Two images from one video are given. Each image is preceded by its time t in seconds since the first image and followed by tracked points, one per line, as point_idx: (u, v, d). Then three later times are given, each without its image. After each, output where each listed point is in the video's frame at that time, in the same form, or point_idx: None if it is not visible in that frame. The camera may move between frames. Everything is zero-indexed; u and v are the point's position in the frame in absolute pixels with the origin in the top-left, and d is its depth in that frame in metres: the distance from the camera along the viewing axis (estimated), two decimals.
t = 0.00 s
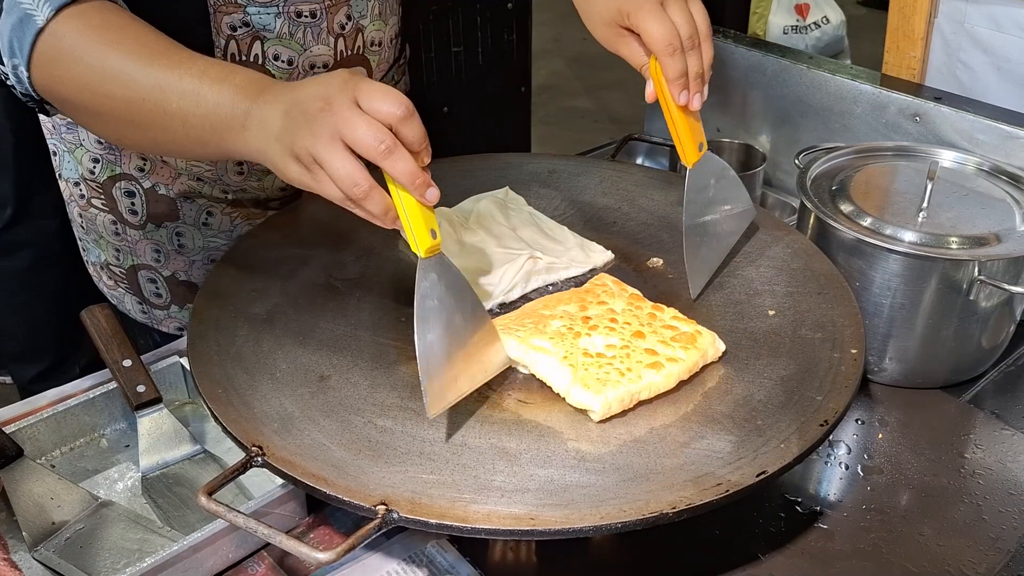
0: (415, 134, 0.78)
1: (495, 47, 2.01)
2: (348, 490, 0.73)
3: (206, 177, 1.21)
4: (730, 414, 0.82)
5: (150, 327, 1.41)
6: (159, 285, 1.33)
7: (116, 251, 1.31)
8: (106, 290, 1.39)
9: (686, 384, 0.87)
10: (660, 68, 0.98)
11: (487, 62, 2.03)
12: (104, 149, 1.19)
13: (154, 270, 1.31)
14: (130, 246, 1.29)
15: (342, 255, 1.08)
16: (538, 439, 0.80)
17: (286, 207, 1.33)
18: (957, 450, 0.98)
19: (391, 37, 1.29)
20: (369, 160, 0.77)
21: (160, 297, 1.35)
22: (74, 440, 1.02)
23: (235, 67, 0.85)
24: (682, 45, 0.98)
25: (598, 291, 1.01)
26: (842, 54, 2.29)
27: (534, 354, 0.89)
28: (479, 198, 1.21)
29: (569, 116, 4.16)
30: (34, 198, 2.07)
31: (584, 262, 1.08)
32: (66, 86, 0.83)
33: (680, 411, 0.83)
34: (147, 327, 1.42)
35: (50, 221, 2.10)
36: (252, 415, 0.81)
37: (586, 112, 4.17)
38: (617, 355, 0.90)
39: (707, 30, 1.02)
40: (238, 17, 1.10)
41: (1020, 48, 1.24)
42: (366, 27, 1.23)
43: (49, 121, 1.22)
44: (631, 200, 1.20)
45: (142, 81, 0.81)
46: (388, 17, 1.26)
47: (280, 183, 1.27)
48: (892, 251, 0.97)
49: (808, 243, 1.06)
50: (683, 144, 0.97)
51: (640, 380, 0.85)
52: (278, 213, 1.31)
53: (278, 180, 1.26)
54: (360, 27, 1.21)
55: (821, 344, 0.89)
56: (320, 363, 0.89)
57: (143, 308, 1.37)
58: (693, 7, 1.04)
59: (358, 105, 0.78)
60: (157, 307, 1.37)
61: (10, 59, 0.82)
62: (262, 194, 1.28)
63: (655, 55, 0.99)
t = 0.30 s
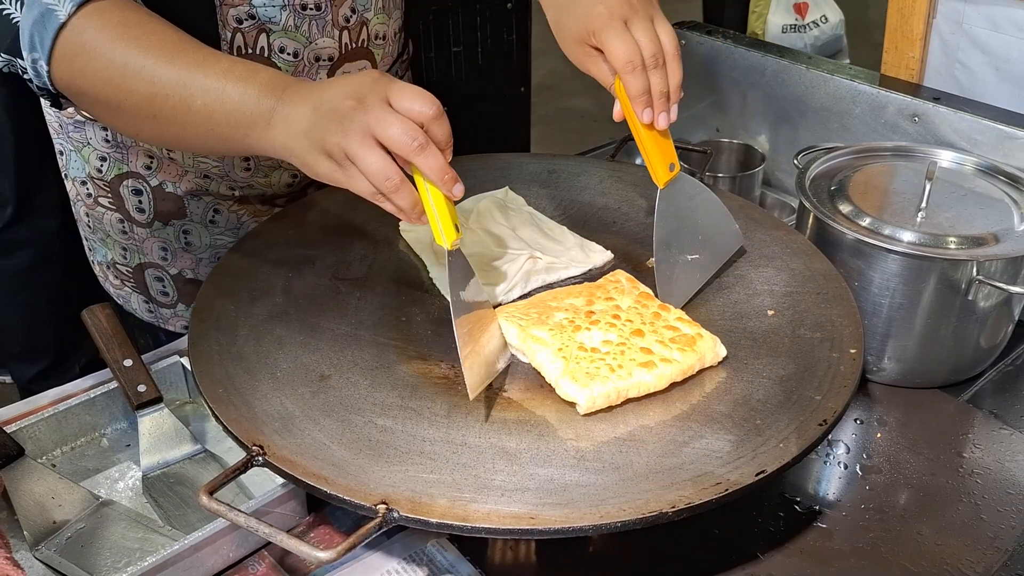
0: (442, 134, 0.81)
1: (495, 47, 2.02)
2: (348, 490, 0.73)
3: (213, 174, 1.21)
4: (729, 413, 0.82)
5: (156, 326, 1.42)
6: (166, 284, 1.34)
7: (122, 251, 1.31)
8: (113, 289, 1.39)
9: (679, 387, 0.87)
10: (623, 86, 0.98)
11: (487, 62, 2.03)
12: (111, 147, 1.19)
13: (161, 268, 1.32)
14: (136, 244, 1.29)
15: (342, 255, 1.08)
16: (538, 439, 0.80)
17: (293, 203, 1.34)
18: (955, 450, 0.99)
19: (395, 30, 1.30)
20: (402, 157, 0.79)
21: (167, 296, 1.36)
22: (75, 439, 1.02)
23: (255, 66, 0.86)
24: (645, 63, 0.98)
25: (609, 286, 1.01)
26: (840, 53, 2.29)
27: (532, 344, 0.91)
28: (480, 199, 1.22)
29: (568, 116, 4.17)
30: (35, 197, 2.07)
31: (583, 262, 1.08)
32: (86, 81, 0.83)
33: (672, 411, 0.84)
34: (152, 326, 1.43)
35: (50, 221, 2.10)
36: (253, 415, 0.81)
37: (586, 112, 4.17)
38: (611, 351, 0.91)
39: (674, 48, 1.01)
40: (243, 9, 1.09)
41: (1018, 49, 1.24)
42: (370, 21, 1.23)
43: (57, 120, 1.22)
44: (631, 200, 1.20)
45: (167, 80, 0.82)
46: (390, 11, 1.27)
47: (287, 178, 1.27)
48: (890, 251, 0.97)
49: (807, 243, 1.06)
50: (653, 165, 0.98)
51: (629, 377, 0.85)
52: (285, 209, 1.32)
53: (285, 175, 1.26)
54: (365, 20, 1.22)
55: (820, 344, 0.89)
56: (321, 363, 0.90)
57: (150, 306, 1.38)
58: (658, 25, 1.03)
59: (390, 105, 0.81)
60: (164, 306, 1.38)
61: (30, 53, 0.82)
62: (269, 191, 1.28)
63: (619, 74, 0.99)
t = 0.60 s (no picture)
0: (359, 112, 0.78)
1: (495, 46, 2.02)
2: (349, 488, 0.74)
3: (230, 167, 1.24)
4: (729, 412, 0.83)
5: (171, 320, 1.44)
6: (181, 277, 1.37)
7: (139, 243, 1.34)
8: (128, 282, 1.41)
9: (678, 385, 0.87)
10: None
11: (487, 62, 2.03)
12: (129, 141, 1.22)
13: (177, 261, 1.35)
14: (153, 237, 1.32)
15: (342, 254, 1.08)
16: (538, 438, 0.81)
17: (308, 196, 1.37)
18: (954, 449, 0.99)
19: (409, 23, 1.29)
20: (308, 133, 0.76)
21: (182, 289, 1.38)
22: (77, 438, 1.03)
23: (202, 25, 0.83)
24: None
25: (609, 285, 1.01)
26: (841, 53, 2.30)
27: (532, 344, 0.91)
28: (480, 198, 1.21)
29: (568, 115, 4.17)
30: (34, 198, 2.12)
31: (583, 261, 1.09)
32: (40, 53, 0.84)
33: (671, 411, 0.84)
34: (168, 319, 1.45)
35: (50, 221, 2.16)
36: (254, 413, 0.82)
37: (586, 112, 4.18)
38: (610, 350, 0.91)
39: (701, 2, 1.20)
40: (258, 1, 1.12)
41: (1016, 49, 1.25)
42: (382, 12, 1.23)
43: (76, 115, 1.25)
44: (630, 199, 1.20)
45: (112, 39, 0.81)
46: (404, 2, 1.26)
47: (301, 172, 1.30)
48: (889, 251, 0.98)
49: (806, 243, 1.06)
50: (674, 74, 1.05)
51: (628, 376, 0.86)
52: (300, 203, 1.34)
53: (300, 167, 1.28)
54: (377, 11, 1.22)
55: (819, 343, 0.90)
56: (322, 362, 0.90)
57: (164, 300, 1.41)
58: None
59: (306, 75, 0.77)
60: (179, 299, 1.40)
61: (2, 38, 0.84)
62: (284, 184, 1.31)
63: None
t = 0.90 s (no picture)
0: (291, 106, 0.86)
1: (494, 46, 2.02)
2: (348, 488, 0.74)
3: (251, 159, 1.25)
4: (727, 413, 0.83)
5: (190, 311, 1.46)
6: (200, 266, 1.39)
7: (161, 233, 1.37)
8: (150, 271, 1.44)
9: (675, 386, 0.88)
10: None
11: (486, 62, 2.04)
12: (155, 131, 1.25)
13: (197, 251, 1.37)
14: (175, 227, 1.35)
15: (342, 255, 1.09)
16: (536, 438, 0.81)
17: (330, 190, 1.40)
18: (951, 449, 0.99)
19: (428, 16, 1.31)
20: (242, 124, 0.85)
21: (200, 279, 1.41)
22: (76, 438, 1.03)
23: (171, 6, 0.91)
24: None
25: (607, 285, 1.02)
26: (841, 53, 2.31)
27: (530, 344, 0.91)
28: (478, 198, 1.22)
29: (567, 115, 4.17)
30: (36, 199, 2.12)
31: (581, 262, 1.09)
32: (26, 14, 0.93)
33: (668, 411, 0.84)
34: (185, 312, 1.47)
35: (52, 221, 2.17)
36: (254, 413, 0.82)
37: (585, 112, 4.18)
38: (608, 350, 0.91)
39: None
40: None
41: (1014, 50, 1.25)
42: (400, 3, 1.25)
43: (106, 105, 1.28)
44: (628, 200, 1.20)
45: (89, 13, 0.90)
46: None
47: (321, 161, 1.33)
48: (886, 252, 0.98)
49: (804, 243, 1.06)
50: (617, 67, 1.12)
51: (625, 376, 0.86)
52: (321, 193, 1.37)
53: (320, 159, 1.33)
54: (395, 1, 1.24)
55: (816, 343, 0.90)
56: (321, 362, 0.90)
57: (184, 290, 1.43)
58: None
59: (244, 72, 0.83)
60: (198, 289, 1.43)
61: None
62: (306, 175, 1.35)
63: None
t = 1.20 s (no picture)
0: (293, 103, 0.85)
1: (494, 46, 2.02)
2: (347, 486, 0.74)
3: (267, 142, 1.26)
4: (726, 411, 0.83)
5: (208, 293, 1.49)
6: (216, 249, 1.41)
7: (182, 214, 1.40)
8: (174, 253, 1.48)
9: (673, 384, 0.88)
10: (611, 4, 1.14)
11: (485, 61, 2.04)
12: (178, 114, 1.27)
13: (214, 233, 1.39)
14: (193, 208, 1.37)
15: (341, 254, 1.09)
16: (535, 436, 0.81)
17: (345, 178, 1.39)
18: (950, 448, 0.99)
19: (443, 4, 1.31)
20: (245, 124, 0.85)
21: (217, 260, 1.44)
22: (75, 436, 1.03)
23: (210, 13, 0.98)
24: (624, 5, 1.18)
25: (606, 284, 1.02)
26: (839, 53, 2.31)
27: (529, 343, 0.91)
28: (477, 197, 1.22)
29: (567, 115, 4.18)
30: (34, 198, 2.23)
31: (580, 261, 1.09)
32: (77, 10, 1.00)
33: (666, 410, 0.84)
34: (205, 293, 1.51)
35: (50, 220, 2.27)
36: (253, 412, 0.82)
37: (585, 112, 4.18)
38: (607, 349, 0.91)
39: None
40: None
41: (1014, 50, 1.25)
42: None
43: (135, 88, 1.31)
44: (627, 199, 1.20)
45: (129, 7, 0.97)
46: None
47: (336, 147, 1.33)
48: (885, 251, 0.98)
49: (803, 242, 1.06)
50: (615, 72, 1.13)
51: (624, 375, 0.86)
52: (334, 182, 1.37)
53: (333, 144, 1.32)
54: None
55: (815, 342, 0.90)
56: (320, 361, 0.90)
57: (202, 271, 1.46)
58: None
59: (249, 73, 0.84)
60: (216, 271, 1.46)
61: None
62: (320, 162, 1.34)
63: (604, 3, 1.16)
